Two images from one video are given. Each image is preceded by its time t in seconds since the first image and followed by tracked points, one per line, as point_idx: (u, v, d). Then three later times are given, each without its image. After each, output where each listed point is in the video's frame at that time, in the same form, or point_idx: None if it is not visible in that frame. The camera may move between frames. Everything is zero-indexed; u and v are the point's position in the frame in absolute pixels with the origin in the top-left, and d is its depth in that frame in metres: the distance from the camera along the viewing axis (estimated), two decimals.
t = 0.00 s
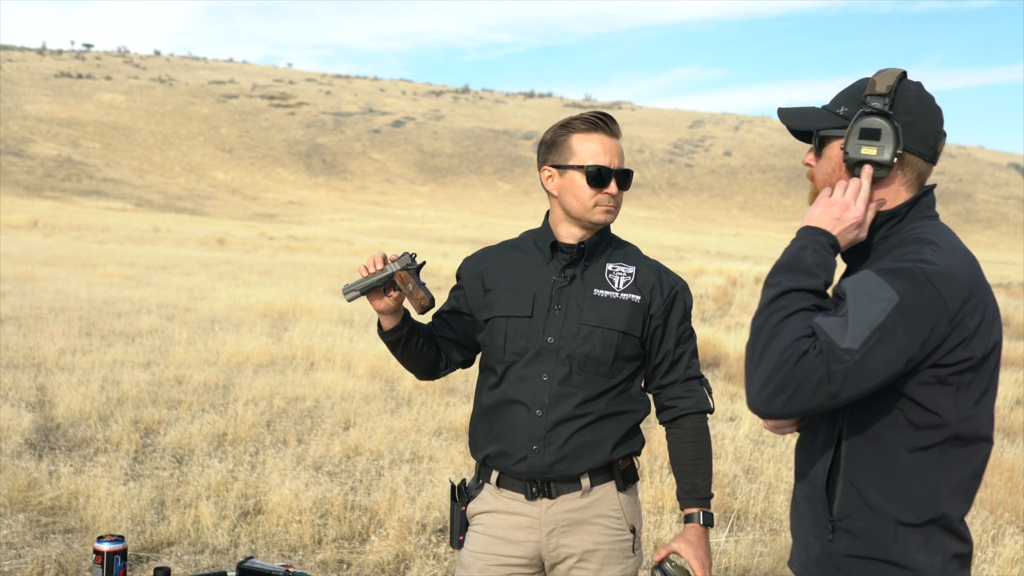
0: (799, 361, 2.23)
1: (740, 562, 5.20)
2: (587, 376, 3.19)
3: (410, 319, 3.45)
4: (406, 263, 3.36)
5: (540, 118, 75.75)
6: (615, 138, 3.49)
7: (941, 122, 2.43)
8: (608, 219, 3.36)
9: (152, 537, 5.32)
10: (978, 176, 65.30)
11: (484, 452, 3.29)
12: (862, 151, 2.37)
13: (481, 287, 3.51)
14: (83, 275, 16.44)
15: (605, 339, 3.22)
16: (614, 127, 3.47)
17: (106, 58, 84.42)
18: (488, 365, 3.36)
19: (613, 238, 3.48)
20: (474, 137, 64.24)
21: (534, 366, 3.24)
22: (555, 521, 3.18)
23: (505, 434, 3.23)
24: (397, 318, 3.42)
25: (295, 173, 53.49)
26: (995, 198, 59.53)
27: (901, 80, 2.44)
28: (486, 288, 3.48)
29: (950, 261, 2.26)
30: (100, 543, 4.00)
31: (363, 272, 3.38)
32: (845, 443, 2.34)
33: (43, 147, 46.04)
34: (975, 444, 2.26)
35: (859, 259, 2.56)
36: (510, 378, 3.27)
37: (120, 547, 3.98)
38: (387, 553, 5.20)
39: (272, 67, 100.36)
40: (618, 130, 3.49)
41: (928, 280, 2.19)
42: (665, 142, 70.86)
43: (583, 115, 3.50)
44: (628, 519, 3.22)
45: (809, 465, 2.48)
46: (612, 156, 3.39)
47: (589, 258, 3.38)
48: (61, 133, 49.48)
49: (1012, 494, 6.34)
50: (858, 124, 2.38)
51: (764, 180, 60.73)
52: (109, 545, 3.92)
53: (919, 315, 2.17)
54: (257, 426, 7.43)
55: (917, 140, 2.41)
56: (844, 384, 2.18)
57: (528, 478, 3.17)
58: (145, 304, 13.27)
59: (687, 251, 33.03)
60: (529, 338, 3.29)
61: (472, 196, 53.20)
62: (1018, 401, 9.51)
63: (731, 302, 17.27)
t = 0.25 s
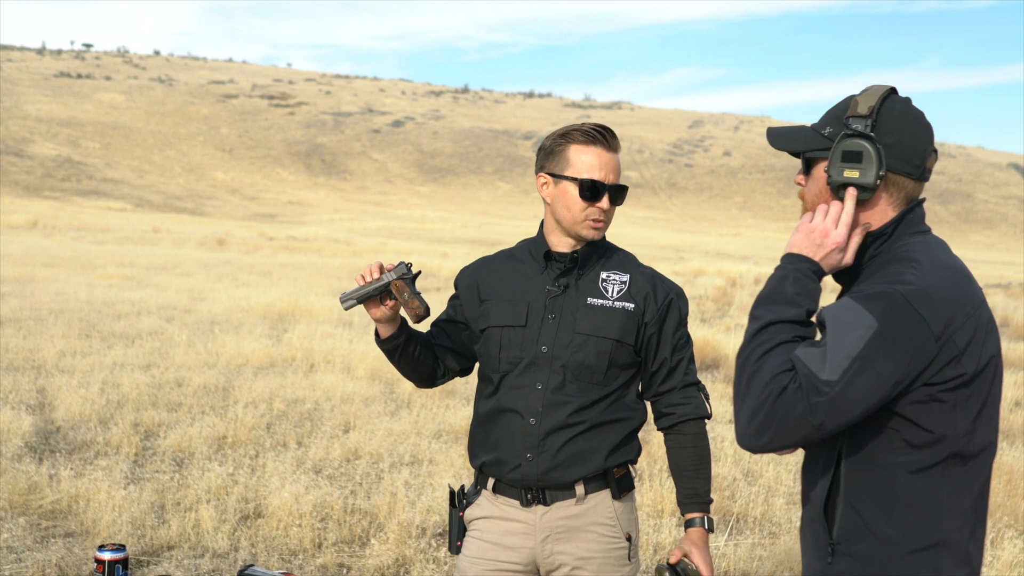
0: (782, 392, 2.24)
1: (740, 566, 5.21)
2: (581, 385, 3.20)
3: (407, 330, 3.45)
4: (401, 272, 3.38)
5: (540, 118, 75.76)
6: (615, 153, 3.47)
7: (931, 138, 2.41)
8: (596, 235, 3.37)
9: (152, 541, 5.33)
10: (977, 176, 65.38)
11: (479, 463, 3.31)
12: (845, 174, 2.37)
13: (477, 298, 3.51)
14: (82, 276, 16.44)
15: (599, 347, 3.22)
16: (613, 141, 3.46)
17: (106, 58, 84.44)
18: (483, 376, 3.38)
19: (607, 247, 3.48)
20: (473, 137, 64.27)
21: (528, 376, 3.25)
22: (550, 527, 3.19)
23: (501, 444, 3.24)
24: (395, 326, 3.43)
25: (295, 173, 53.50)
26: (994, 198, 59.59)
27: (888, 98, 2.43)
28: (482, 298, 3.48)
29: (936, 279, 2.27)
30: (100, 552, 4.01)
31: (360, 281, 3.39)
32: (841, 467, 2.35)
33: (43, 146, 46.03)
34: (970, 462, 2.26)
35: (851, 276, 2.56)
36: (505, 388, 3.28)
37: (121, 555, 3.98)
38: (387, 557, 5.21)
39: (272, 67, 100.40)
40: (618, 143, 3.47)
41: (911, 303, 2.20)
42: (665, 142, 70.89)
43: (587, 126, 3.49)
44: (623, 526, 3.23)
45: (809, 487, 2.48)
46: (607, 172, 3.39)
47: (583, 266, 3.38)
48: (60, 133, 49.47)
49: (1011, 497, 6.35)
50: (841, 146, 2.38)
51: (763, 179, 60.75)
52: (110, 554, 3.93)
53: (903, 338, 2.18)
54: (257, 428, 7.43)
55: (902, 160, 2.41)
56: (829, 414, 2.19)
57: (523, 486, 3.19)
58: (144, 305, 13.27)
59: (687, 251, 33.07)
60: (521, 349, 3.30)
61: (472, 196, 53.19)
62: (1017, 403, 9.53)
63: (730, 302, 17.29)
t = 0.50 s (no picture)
0: (784, 394, 2.24)
1: (743, 565, 5.21)
2: (580, 386, 3.20)
3: (409, 331, 3.46)
4: (401, 272, 3.37)
5: (543, 118, 75.72)
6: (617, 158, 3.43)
7: (928, 139, 2.41)
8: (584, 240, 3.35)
9: (156, 541, 5.34)
10: (981, 175, 65.25)
11: (481, 460, 3.32)
12: (841, 176, 2.38)
13: (480, 298, 3.52)
14: (86, 275, 16.47)
15: (599, 347, 3.22)
16: (613, 145, 3.39)
17: (110, 57, 84.54)
18: (485, 376, 3.38)
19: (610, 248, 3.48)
20: (476, 136, 64.25)
21: (529, 375, 3.26)
22: (551, 525, 3.19)
23: (502, 444, 3.25)
24: (394, 326, 3.43)
25: (298, 172, 53.54)
26: (998, 198, 59.46)
27: (880, 100, 2.44)
28: (485, 298, 3.48)
29: (938, 280, 2.26)
30: (106, 552, 4.00)
31: (358, 282, 3.38)
32: (843, 469, 2.35)
33: (46, 146, 46.08)
34: (972, 463, 2.26)
35: (854, 279, 2.55)
36: (506, 388, 3.29)
37: (127, 555, 3.98)
38: (391, 556, 5.21)
39: (275, 66, 100.44)
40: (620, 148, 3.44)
41: (913, 305, 2.20)
42: (668, 141, 70.83)
43: (589, 128, 3.44)
44: (624, 526, 3.23)
45: (812, 489, 2.48)
46: (605, 177, 3.34)
47: (585, 268, 3.38)
48: (64, 133, 49.54)
49: (1015, 497, 6.34)
50: (836, 149, 2.40)
51: (767, 178, 60.67)
52: (115, 554, 3.92)
53: (905, 339, 2.18)
54: (260, 428, 7.45)
55: (899, 161, 2.40)
56: (831, 415, 2.18)
57: (524, 484, 3.19)
58: (148, 304, 13.29)
59: (690, 251, 33.04)
60: (523, 349, 3.30)
61: (475, 195, 53.17)
62: (1021, 403, 9.51)
63: (734, 302, 17.28)
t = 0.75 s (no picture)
0: (780, 387, 2.25)
1: (739, 561, 5.23)
2: (571, 383, 3.21)
3: (406, 326, 3.47)
4: (395, 267, 3.40)
5: (541, 117, 75.70)
6: (582, 151, 3.43)
7: (925, 140, 2.43)
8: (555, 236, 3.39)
9: (154, 537, 5.35)
10: (979, 174, 65.29)
11: (476, 453, 3.34)
12: (840, 175, 2.39)
13: (480, 294, 3.53)
14: (84, 273, 16.45)
15: (591, 346, 3.22)
16: (580, 138, 3.43)
17: (107, 56, 84.42)
18: (482, 372, 3.39)
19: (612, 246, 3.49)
20: (475, 135, 64.22)
21: (522, 372, 3.27)
22: (538, 519, 3.21)
23: (495, 439, 3.27)
24: (390, 320, 3.43)
25: (297, 171, 53.49)
26: (996, 197, 59.51)
27: (879, 101, 2.46)
28: (485, 295, 3.50)
29: (934, 279, 2.27)
30: (104, 547, 4.01)
31: (351, 277, 3.39)
32: (835, 465, 2.36)
33: (44, 144, 46.02)
34: (963, 461, 2.27)
35: (849, 279, 2.56)
36: (500, 384, 3.31)
37: (125, 551, 3.98)
38: (388, 553, 5.22)
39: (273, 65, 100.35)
40: (586, 140, 3.43)
41: (905, 303, 2.21)
42: (666, 140, 70.83)
43: (556, 123, 3.48)
44: (614, 523, 3.22)
45: (803, 485, 2.49)
46: (554, 173, 3.39)
47: (582, 266, 3.38)
48: (62, 131, 49.47)
49: (1011, 493, 6.35)
50: (836, 148, 2.41)
51: (765, 177, 60.68)
52: (114, 550, 3.93)
53: (901, 337, 2.19)
54: (258, 425, 7.45)
55: (896, 160, 2.42)
56: (826, 410, 2.19)
57: (514, 478, 3.22)
58: (146, 303, 13.28)
59: (688, 250, 33.05)
60: (518, 346, 3.31)
61: (473, 194, 53.16)
62: (1017, 400, 9.53)
63: (731, 300, 17.30)
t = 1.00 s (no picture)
0: (781, 383, 2.25)
1: (739, 563, 5.23)
2: (566, 384, 3.20)
3: (408, 325, 3.48)
4: (397, 268, 3.40)
5: (542, 116, 75.68)
6: (576, 148, 3.43)
7: (921, 140, 2.44)
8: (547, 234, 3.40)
9: (154, 539, 5.35)
10: (979, 173, 65.23)
11: (475, 451, 3.35)
12: (840, 173, 2.39)
13: (481, 294, 3.54)
14: (84, 273, 16.46)
15: (584, 347, 3.22)
16: (577, 135, 3.44)
17: (108, 55, 84.41)
18: (481, 370, 3.40)
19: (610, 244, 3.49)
20: (475, 135, 64.23)
21: (518, 371, 3.28)
22: (533, 520, 3.21)
23: (492, 436, 3.28)
24: (392, 319, 3.44)
25: (297, 171, 53.50)
26: (996, 196, 59.47)
27: (877, 100, 2.46)
28: (486, 293, 3.51)
29: (935, 276, 2.27)
30: (104, 548, 4.01)
31: (353, 277, 3.39)
32: (834, 462, 2.36)
33: (44, 144, 46.03)
34: (963, 458, 2.27)
35: (849, 277, 2.56)
36: (498, 382, 3.31)
37: (125, 552, 3.98)
38: (389, 554, 5.22)
39: (274, 65, 100.33)
40: (577, 137, 3.44)
41: (901, 300, 2.21)
42: (666, 140, 70.83)
43: (546, 123, 3.49)
44: (608, 526, 3.21)
45: (802, 482, 2.48)
46: (546, 173, 3.40)
47: (579, 266, 3.38)
48: (63, 131, 49.48)
49: (1012, 495, 6.35)
50: (835, 148, 2.40)
51: (766, 177, 60.65)
52: (114, 551, 3.93)
53: (902, 332, 2.19)
54: (258, 426, 7.46)
55: (895, 158, 2.42)
56: (826, 406, 2.19)
57: (511, 479, 3.23)
58: (146, 303, 13.29)
59: (688, 249, 33.03)
60: (518, 343, 3.32)
61: (473, 194, 53.15)
62: (1017, 401, 9.53)
63: (732, 300, 17.30)
